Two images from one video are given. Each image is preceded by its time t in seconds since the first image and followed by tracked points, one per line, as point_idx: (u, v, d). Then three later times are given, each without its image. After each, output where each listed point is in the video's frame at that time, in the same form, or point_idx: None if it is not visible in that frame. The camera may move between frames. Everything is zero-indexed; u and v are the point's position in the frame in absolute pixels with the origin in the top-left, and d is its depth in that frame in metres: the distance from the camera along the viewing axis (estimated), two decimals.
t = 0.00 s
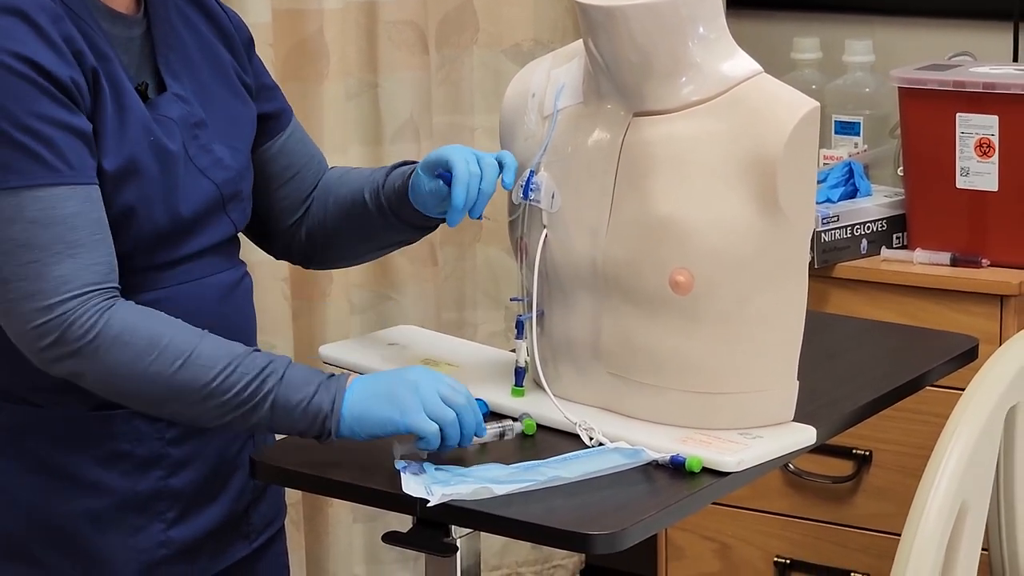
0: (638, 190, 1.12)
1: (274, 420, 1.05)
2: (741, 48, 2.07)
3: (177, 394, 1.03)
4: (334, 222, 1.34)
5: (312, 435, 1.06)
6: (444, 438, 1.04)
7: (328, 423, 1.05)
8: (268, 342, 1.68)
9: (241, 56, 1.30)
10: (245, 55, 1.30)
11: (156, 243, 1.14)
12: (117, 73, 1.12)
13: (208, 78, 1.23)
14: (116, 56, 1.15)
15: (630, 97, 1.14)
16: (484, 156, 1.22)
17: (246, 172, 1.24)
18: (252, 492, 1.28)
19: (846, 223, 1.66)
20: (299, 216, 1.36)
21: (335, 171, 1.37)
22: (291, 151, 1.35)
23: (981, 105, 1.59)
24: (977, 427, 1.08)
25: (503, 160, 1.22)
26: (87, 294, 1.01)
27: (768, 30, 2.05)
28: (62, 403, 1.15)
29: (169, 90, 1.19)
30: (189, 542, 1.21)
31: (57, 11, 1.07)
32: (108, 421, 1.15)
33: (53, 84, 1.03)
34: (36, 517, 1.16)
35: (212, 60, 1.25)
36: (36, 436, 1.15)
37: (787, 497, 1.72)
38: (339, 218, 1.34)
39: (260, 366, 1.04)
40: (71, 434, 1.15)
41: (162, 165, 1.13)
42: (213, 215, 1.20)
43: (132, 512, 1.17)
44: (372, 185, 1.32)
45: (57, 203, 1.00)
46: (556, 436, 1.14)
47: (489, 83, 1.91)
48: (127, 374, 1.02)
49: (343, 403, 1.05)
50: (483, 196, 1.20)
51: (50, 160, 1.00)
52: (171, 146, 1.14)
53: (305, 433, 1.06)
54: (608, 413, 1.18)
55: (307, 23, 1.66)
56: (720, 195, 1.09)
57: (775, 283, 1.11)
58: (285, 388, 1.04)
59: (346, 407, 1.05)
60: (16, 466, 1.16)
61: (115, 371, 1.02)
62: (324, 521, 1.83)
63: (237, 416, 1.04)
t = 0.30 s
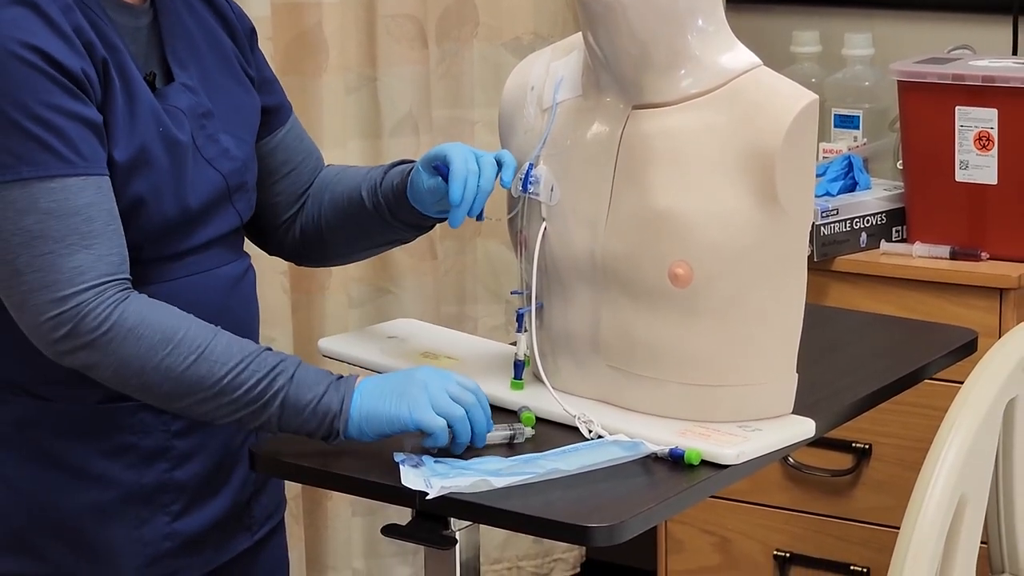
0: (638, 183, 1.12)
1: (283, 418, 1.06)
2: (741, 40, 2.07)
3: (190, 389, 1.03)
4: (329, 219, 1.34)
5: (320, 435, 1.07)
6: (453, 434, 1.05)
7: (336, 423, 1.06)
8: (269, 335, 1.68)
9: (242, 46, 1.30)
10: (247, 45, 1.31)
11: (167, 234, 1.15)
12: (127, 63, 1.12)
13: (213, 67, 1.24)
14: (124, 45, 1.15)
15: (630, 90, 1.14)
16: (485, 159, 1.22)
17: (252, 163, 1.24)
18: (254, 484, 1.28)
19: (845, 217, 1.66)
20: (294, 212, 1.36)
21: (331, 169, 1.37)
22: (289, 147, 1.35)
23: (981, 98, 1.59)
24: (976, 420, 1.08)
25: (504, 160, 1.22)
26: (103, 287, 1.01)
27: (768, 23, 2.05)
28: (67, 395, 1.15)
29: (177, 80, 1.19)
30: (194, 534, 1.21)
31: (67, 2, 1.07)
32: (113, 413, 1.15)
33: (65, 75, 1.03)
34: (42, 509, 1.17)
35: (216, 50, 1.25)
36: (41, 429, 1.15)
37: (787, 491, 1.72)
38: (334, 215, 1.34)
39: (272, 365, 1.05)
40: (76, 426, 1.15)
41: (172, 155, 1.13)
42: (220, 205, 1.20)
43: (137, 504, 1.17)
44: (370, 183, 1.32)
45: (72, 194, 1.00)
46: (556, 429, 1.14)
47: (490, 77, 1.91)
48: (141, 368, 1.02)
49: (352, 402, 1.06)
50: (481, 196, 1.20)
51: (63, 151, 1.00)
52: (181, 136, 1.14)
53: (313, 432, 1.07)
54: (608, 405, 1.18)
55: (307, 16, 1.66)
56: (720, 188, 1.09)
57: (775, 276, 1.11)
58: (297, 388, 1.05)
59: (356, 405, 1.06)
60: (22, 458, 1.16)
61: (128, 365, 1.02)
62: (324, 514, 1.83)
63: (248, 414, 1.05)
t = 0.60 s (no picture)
0: (638, 177, 1.12)
1: (274, 408, 1.06)
2: (741, 35, 2.07)
3: (180, 381, 1.03)
4: (332, 213, 1.34)
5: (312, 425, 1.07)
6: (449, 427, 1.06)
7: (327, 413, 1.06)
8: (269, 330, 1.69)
9: (249, 40, 1.30)
10: (254, 39, 1.30)
11: (167, 227, 1.15)
12: (128, 55, 1.12)
13: (218, 60, 1.24)
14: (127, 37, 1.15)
15: (631, 85, 1.14)
16: (484, 146, 1.22)
17: (254, 155, 1.24)
18: (255, 480, 1.28)
19: (846, 211, 1.66)
20: (297, 207, 1.36)
21: (335, 164, 1.38)
22: (294, 142, 1.35)
23: (981, 93, 1.59)
24: (977, 413, 1.08)
25: (504, 147, 1.22)
26: (92, 280, 1.01)
27: (768, 18, 2.05)
28: (68, 390, 1.15)
29: (180, 72, 1.19)
30: (194, 529, 1.21)
31: None
32: (113, 408, 1.15)
33: (64, 67, 1.03)
34: (42, 504, 1.17)
35: (221, 43, 1.25)
36: (41, 423, 1.15)
37: (787, 485, 1.72)
38: (337, 209, 1.34)
39: (262, 354, 1.05)
40: (76, 420, 1.15)
41: (173, 147, 1.13)
42: (222, 198, 1.20)
43: (137, 498, 1.17)
44: (372, 176, 1.32)
45: (65, 188, 1.01)
46: (556, 423, 1.15)
47: (491, 72, 1.91)
48: (130, 360, 1.02)
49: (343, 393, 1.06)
50: (482, 184, 1.20)
51: (57, 145, 1.01)
52: (183, 128, 1.14)
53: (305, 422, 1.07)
54: (609, 399, 1.18)
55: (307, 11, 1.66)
56: (720, 182, 1.09)
57: (775, 270, 1.11)
58: (287, 378, 1.05)
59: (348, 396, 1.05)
60: (22, 453, 1.16)
61: (118, 357, 1.02)
62: (325, 509, 1.84)
63: (239, 404, 1.05)
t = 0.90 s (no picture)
0: (638, 171, 1.13)
1: (237, 398, 1.05)
2: (742, 29, 2.07)
3: (140, 374, 1.03)
4: (329, 214, 1.34)
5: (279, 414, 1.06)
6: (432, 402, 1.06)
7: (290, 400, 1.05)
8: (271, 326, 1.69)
9: (253, 40, 1.30)
10: (258, 40, 1.31)
11: (169, 224, 1.15)
12: (133, 50, 1.12)
13: (222, 59, 1.24)
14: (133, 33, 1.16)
15: (632, 79, 1.14)
16: (484, 142, 1.22)
17: (257, 154, 1.24)
18: (258, 476, 1.28)
19: (847, 206, 1.66)
20: (295, 211, 1.37)
21: (333, 168, 1.38)
22: (295, 145, 1.35)
23: (982, 88, 1.59)
24: (978, 407, 1.08)
25: (504, 143, 1.23)
26: (54, 276, 1.02)
27: (769, 14, 2.05)
28: (71, 387, 1.15)
29: (186, 69, 1.19)
30: (197, 526, 1.21)
31: None
32: (116, 405, 1.15)
33: (65, 60, 1.03)
34: (45, 501, 1.17)
35: (227, 42, 1.25)
36: (45, 420, 1.16)
37: (788, 480, 1.72)
38: (335, 211, 1.34)
39: (222, 345, 1.05)
40: (80, 417, 1.15)
41: (176, 143, 1.13)
42: (225, 195, 1.20)
43: (140, 495, 1.18)
44: (370, 176, 1.32)
45: (46, 185, 1.01)
46: (557, 417, 1.15)
47: (492, 67, 1.91)
48: (90, 354, 1.03)
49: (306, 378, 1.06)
50: (482, 181, 1.19)
51: (45, 141, 1.01)
52: (186, 123, 1.14)
53: (270, 411, 1.06)
54: (610, 394, 1.18)
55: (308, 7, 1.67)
56: (721, 176, 1.09)
57: (776, 264, 1.11)
58: (246, 367, 1.05)
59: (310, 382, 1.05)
60: (25, 450, 1.17)
61: (79, 351, 1.03)
62: (327, 504, 1.84)
63: (201, 396, 1.05)
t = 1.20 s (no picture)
0: (638, 167, 1.13)
1: (282, 361, 1.06)
2: (742, 26, 2.07)
3: (187, 349, 1.03)
4: (323, 221, 1.34)
5: (321, 371, 1.08)
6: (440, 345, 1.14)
7: (334, 354, 1.08)
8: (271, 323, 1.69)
9: (254, 40, 1.30)
10: (258, 41, 1.31)
11: (168, 221, 1.15)
12: (134, 45, 1.12)
13: (223, 59, 1.24)
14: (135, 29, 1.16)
15: (632, 76, 1.14)
16: (485, 139, 1.21)
17: (257, 153, 1.24)
18: (256, 474, 1.29)
19: (846, 202, 1.67)
20: (288, 216, 1.36)
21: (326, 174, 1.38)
22: (291, 149, 1.35)
23: (981, 84, 1.59)
24: (977, 403, 1.09)
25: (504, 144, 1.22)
26: (89, 259, 1.01)
27: (768, 10, 2.05)
28: (69, 385, 1.15)
29: (187, 67, 1.19)
30: (195, 524, 1.21)
31: None
32: (113, 403, 1.15)
33: (70, 52, 1.03)
34: (43, 500, 1.17)
35: (227, 42, 1.25)
36: (44, 419, 1.16)
37: (787, 476, 1.73)
38: (328, 216, 1.33)
39: (260, 308, 1.06)
40: (79, 415, 1.15)
41: (176, 141, 1.13)
42: (223, 193, 1.20)
43: (138, 494, 1.18)
44: (366, 183, 1.32)
45: (68, 170, 1.00)
46: (557, 414, 1.15)
47: (491, 64, 1.91)
48: (136, 332, 1.02)
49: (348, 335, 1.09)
50: (479, 176, 1.18)
51: (63, 127, 1.01)
52: (186, 121, 1.14)
53: (312, 369, 1.08)
54: (610, 390, 1.18)
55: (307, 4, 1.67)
56: (721, 172, 1.09)
57: (775, 260, 1.11)
58: (288, 328, 1.06)
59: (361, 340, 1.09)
60: (25, 448, 1.17)
61: (124, 332, 1.02)
62: (327, 501, 1.84)
63: (248, 363, 1.06)
